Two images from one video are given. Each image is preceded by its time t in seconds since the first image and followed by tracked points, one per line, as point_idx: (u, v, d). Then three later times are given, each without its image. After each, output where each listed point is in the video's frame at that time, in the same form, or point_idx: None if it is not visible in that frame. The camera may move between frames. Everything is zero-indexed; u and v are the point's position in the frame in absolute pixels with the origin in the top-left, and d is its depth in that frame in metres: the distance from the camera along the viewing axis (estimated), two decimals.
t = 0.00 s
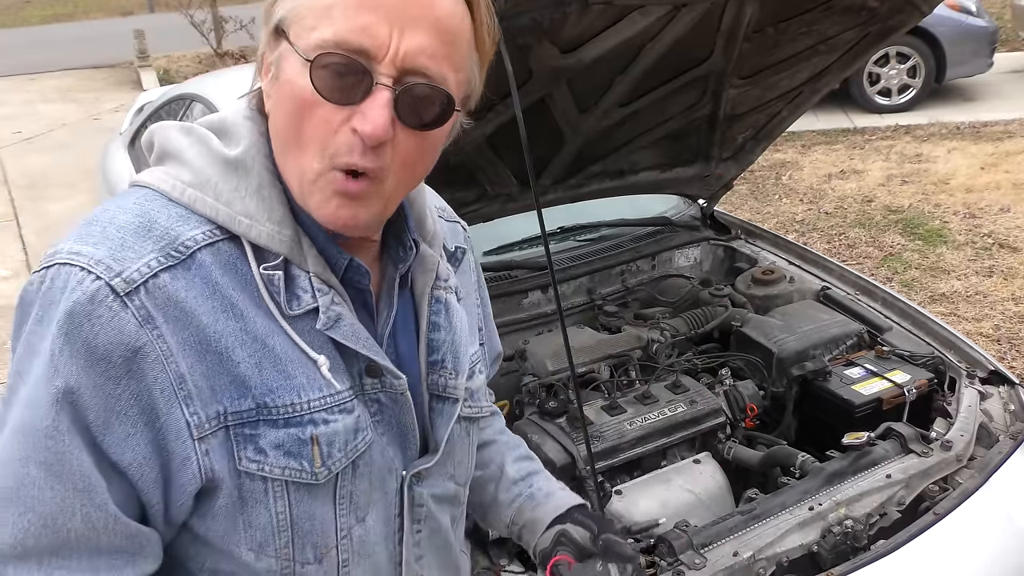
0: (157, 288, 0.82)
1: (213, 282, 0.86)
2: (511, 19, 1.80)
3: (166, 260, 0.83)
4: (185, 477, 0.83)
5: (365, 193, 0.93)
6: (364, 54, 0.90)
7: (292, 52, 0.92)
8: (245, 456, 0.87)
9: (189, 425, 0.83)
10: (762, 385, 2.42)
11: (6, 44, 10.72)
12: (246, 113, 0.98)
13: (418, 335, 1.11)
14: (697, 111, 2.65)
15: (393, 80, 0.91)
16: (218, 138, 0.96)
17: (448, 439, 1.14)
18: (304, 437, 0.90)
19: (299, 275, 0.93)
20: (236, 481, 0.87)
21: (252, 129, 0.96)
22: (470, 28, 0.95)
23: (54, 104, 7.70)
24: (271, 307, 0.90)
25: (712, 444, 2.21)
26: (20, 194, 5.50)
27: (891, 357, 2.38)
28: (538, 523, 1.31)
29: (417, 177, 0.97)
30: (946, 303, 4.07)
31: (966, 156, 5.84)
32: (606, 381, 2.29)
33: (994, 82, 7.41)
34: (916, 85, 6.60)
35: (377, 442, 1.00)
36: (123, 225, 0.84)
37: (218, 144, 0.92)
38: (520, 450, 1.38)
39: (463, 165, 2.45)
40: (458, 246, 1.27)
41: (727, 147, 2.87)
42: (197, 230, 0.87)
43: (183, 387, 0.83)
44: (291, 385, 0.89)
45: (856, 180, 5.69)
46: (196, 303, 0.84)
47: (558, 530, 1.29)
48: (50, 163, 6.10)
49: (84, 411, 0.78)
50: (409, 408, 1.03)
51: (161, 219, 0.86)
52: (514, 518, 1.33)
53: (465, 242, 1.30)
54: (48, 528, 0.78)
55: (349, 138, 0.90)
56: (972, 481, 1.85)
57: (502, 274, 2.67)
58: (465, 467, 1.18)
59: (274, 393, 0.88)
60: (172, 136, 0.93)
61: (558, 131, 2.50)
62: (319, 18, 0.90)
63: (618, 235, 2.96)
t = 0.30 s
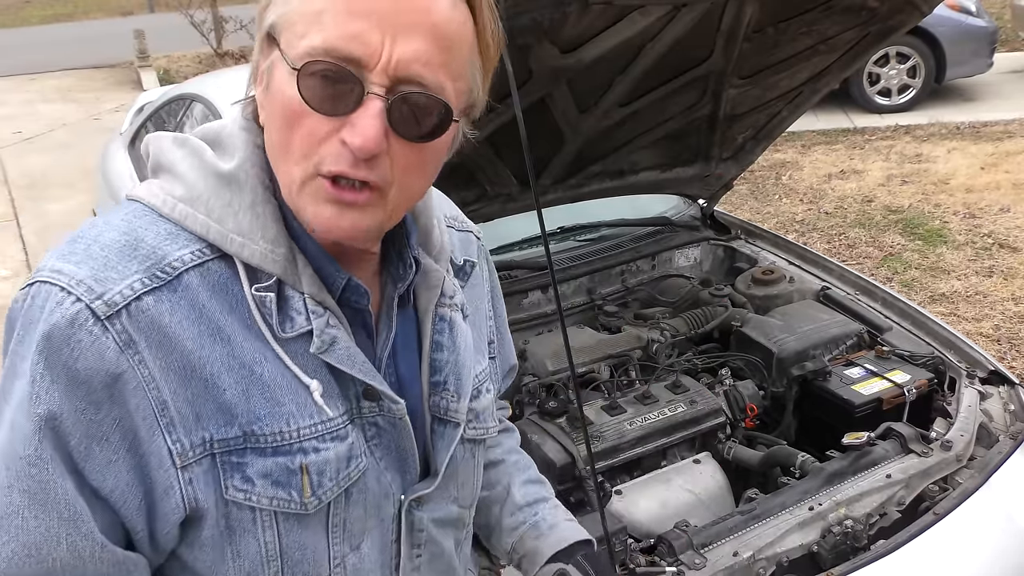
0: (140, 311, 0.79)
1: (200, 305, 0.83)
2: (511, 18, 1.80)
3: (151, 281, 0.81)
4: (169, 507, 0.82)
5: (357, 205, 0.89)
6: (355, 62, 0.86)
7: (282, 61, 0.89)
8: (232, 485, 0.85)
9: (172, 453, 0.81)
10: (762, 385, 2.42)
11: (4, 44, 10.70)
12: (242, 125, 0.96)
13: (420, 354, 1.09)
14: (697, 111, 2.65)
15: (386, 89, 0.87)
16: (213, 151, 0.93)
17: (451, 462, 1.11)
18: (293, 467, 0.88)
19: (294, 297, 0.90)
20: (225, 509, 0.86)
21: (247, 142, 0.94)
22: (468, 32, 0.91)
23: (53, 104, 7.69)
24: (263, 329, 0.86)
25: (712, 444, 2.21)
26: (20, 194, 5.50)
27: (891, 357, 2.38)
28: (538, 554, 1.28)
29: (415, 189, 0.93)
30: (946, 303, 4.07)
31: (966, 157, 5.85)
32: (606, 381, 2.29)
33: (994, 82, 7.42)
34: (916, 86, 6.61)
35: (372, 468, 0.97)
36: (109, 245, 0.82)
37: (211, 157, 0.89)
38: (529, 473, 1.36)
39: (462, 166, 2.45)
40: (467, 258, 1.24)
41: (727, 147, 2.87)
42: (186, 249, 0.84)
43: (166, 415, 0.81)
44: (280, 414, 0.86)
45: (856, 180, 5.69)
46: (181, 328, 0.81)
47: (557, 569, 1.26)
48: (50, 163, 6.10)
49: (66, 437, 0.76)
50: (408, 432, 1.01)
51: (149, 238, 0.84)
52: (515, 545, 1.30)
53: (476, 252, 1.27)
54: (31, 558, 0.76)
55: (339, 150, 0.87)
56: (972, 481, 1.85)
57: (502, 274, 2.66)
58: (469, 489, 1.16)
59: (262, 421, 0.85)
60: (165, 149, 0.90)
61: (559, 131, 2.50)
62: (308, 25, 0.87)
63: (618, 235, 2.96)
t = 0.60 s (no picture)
0: (124, 370, 0.78)
1: (189, 360, 0.81)
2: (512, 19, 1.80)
3: (136, 336, 0.79)
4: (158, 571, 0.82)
5: (354, 265, 0.86)
6: (352, 109, 0.82)
7: (277, 103, 0.85)
8: (226, 546, 0.85)
9: (160, 518, 0.81)
10: (762, 385, 2.42)
11: (4, 44, 10.70)
12: (236, 157, 0.92)
13: (433, 397, 1.06)
14: (697, 111, 2.65)
15: (387, 139, 0.83)
16: (205, 183, 0.89)
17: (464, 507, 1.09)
18: (290, 530, 0.86)
19: (292, 348, 0.88)
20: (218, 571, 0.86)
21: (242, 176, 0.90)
22: (481, 72, 0.86)
23: (54, 104, 7.69)
24: (260, 381, 0.84)
25: (712, 444, 2.21)
26: (21, 194, 5.50)
27: (891, 357, 2.38)
28: None
29: (416, 243, 0.90)
30: (946, 303, 4.07)
31: (966, 156, 5.85)
32: (606, 381, 2.29)
33: (994, 82, 7.42)
34: (916, 86, 6.60)
35: (378, 522, 0.96)
36: (92, 295, 0.79)
37: (205, 194, 0.86)
38: (549, 503, 1.27)
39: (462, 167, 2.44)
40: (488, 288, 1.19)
41: (728, 147, 2.87)
42: (174, 298, 0.82)
43: (152, 478, 0.80)
44: (276, 474, 0.85)
45: (856, 180, 5.69)
46: (169, 387, 0.80)
47: None
48: (50, 163, 6.10)
49: (44, 507, 0.76)
50: (417, 482, 0.99)
51: (135, 286, 0.81)
52: None
53: (497, 278, 1.23)
54: None
55: (334, 207, 0.83)
56: (972, 481, 1.85)
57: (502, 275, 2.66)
58: (484, 530, 1.13)
59: (257, 482, 0.84)
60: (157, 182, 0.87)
61: (559, 131, 2.49)
62: (301, 62, 0.82)
63: (618, 234, 2.96)
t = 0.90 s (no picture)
0: (95, 395, 0.76)
1: (165, 384, 0.80)
2: (512, 19, 1.80)
3: (109, 359, 0.77)
4: None
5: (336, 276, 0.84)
6: (329, 115, 0.80)
7: (255, 111, 0.83)
8: None
9: (132, 552, 0.78)
10: (762, 385, 2.42)
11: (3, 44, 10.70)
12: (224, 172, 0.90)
13: (437, 427, 1.04)
14: (697, 111, 2.65)
15: (366, 146, 0.81)
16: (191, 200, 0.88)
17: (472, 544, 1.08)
18: (274, 567, 0.85)
19: (277, 373, 0.86)
20: None
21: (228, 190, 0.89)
22: (469, 74, 0.84)
23: (53, 104, 7.69)
24: (243, 409, 0.83)
25: (712, 444, 2.21)
26: (20, 194, 5.50)
27: (891, 357, 2.38)
28: None
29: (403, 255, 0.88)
30: (946, 303, 4.08)
31: (966, 156, 5.85)
32: (606, 381, 2.29)
33: (994, 82, 7.42)
34: (916, 86, 6.60)
35: (374, 558, 0.95)
36: (68, 315, 0.79)
37: (188, 212, 0.85)
38: (567, 556, 1.24)
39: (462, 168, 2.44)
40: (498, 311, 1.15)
41: (728, 147, 2.87)
42: (151, 319, 0.81)
43: (124, 509, 0.77)
44: (258, 506, 0.83)
45: (856, 180, 5.69)
46: (143, 413, 0.78)
47: None
48: (49, 163, 6.10)
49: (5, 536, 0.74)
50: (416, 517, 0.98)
51: (111, 306, 0.81)
52: None
53: (511, 302, 1.21)
54: None
55: (312, 219, 0.81)
56: (971, 481, 1.85)
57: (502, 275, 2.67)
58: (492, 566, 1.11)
59: (237, 515, 0.82)
60: (141, 198, 0.85)
61: (559, 132, 2.49)
62: (277, 67, 0.80)
63: (618, 234, 2.96)
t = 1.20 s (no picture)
0: (77, 422, 0.71)
1: (154, 410, 0.75)
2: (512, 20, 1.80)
3: (93, 384, 0.73)
4: None
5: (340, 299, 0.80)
6: (334, 125, 0.76)
7: (253, 119, 0.79)
8: None
9: None
10: (762, 385, 2.42)
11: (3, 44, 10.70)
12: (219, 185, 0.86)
13: (438, 449, 1.03)
14: (697, 110, 2.65)
15: (374, 160, 0.78)
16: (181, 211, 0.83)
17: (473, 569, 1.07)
18: None
19: (272, 397, 0.83)
20: None
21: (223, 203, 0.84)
22: (480, 82, 0.80)
23: (53, 104, 7.69)
24: (237, 438, 0.79)
25: (712, 444, 2.21)
26: (21, 194, 5.50)
27: (891, 357, 2.38)
28: None
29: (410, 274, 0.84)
30: (946, 303, 4.08)
31: (966, 156, 5.85)
32: (606, 381, 2.29)
33: (994, 82, 7.42)
34: (916, 86, 6.60)
35: None
36: (51, 335, 0.75)
37: (178, 224, 0.80)
38: None
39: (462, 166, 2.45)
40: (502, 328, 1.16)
41: (727, 147, 2.87)
42: (138, 340, 0.77)
43: (109, 544, 0.73)
44: (251, 538, 0.79)
45: (856, 180, 5.69)
46: (129, 441, 0.74)
47: None
48: (49, 162, 6.10)
49: None
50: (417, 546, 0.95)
51: (97, 325, 0.76)
52: None
53: (516, 316, 1.21)
54: None
55: (315, 237, 0.78)
56: (971, 481, 1.85)
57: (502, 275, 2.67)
58: None
59: (228, 548, 0.78)
60: (130, 210, 0.81)
61: (560, 132, 2.49)
62: (277, 72, 0.76)
63: (618, 234, 2.95)
